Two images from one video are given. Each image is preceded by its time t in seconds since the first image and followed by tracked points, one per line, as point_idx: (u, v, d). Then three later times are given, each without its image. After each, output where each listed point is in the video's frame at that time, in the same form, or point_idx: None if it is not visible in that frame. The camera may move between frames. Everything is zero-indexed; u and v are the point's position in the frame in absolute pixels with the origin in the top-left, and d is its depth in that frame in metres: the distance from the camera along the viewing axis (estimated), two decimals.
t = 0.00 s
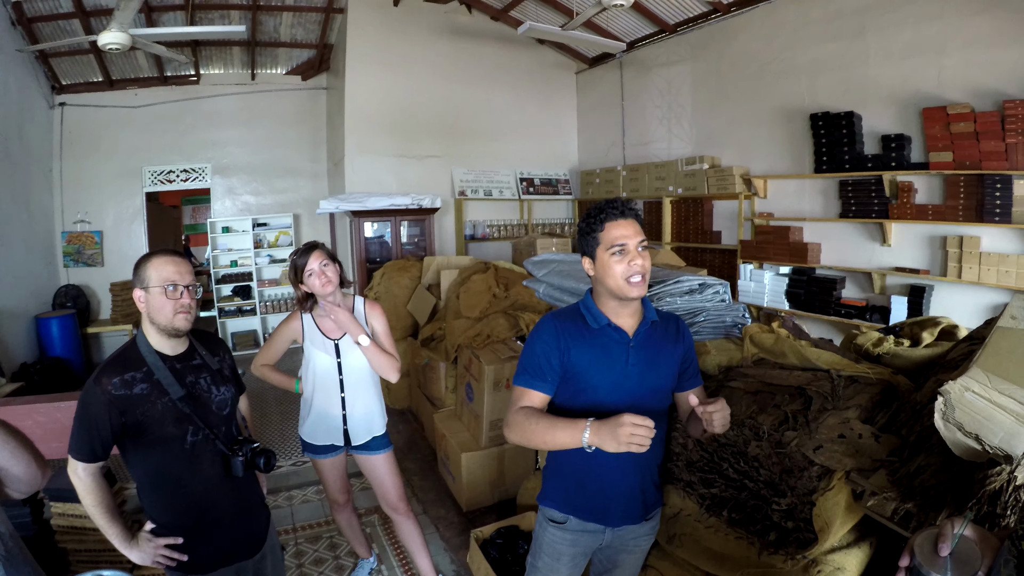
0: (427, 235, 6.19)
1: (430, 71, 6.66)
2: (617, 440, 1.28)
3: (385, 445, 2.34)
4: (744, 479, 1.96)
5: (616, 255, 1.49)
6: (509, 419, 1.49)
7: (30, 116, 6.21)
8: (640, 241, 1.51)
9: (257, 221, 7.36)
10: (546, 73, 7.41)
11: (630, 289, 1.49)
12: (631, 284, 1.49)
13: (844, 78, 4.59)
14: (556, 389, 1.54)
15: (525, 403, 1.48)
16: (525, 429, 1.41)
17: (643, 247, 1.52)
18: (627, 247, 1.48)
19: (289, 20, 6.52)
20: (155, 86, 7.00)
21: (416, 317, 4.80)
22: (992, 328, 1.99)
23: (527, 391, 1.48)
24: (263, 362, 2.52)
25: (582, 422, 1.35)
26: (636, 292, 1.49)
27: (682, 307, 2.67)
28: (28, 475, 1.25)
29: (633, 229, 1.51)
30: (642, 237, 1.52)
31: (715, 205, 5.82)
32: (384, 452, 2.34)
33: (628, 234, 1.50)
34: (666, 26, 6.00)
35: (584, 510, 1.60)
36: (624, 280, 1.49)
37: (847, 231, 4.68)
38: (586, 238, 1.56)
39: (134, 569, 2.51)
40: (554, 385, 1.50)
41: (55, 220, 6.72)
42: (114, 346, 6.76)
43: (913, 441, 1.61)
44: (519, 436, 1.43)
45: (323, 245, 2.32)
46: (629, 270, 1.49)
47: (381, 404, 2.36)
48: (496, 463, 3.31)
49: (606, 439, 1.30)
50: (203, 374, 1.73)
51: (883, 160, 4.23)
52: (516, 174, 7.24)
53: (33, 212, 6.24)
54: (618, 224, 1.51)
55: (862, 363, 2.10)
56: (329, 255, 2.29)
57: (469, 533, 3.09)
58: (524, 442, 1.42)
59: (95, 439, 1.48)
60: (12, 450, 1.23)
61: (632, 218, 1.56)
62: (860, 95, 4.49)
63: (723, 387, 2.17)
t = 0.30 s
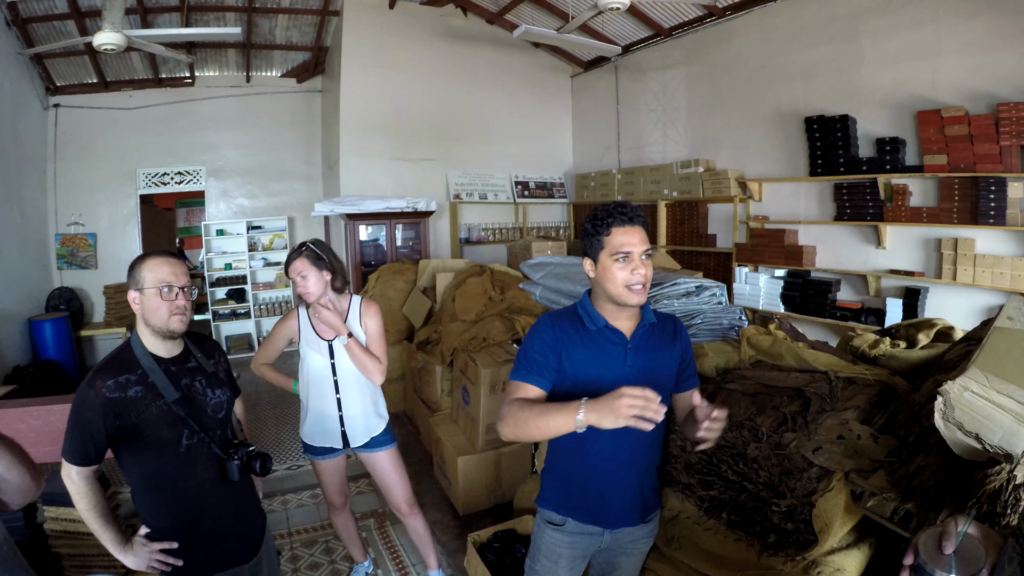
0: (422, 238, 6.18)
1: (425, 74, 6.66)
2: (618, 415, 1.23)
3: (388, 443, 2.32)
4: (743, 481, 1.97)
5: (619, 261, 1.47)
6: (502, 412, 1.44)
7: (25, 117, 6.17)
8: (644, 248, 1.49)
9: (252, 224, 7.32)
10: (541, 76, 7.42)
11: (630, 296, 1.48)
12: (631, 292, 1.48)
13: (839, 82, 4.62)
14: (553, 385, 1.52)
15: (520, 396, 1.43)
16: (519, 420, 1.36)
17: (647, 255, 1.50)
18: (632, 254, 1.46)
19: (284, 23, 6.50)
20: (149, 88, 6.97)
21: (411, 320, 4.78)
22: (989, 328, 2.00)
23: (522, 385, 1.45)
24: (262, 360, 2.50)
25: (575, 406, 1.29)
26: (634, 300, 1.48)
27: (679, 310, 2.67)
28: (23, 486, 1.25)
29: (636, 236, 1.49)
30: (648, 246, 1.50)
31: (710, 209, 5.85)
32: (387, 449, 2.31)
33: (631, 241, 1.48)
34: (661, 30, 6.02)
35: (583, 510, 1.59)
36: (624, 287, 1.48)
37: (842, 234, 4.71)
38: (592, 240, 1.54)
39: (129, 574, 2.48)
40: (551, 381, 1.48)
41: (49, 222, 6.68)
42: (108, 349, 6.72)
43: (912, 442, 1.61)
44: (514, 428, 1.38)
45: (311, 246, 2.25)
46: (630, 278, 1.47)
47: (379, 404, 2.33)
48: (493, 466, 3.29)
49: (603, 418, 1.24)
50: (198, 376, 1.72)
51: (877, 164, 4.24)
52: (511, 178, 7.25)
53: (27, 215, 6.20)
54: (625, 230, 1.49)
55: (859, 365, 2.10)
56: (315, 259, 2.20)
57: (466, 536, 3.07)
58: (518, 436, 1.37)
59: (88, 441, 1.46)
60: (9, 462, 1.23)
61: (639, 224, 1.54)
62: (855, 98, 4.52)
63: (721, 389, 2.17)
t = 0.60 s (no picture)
0: (418, 243, 6.17)
1: (421, 79, 6.67)
2: (636, 465, 1.29)
3: (397, 456, 2.31)
4: (743, 486, 1.95)
5: (620, 261, 1.47)
6: (513, 431, 1.45)
7: (20, 121, 6.14)
8: (645, 248, 1.50)
9: (247, 229, 7.29)
10: (537, 82, 7.45)
11: (630, 296, 1.48)
12: (632, 291, 1.47)
13: (833, 88, 4.66)
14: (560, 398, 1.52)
15: (531, 416, 1.44)
16: (533, 444, 1.38)
17: (648, 256, 1.50)
18: (633, 254, 1.47)
19: (280, 28, 6.51)
20: (145, 92, 6.96)
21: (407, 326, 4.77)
22: (985, 332, 1.99)
23: (531, 402, 1.45)
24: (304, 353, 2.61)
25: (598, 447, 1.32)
26: (636, 299, 1.48)
27: (677, 315, 2.65)
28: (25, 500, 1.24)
29: (637, 235, 1.50)
30: (648, 247, 1.51)
31: (705, 214, 5.86)
32: (396, 463, 2.30)
33: (631, 240, 1.48)
34: (656, 36, 6.05)
35: (584, 516, 1.58)
36: (626, 286, 1.48)
37: (837, 238, 4.74)
38: (592, 242, 1.54)
39: None
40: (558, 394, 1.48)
41: (44, 227, 6.64)
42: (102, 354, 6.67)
43: (911, 445, 1.61)
44: (526, 449, 1.39)
45: (317, 255, 2.21)
46: (632, 278, 1.47)
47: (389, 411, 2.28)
48: (490, 473, 3.27)
49: (624, 464, 1.30)
50: (196, 384, 1.70)
51: (872, 168, 4.29)
52: (506, 184, 7.25)
53: (21, 219, 6.17)
54: (625, 231, 1.50)
55: (857, 369, 2.10)
56: (313, 272, 2.17)
57: (464, 543, 3.05)
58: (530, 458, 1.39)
59: (85, 448, 1.45)
60: (14, 472, 1.22)
61: (639, 227, 1.55)
62: (850, 104, 4.56)
63: (720, 395, 2.16)
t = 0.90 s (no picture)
0: (415, 246, 6.16)
1: (418, 81, 6.66)
2: (633, 411, 1.24)
3: (422, 458, 2.38)
4: (746, 488, 1.95)
5: (613, 257, 1.46)
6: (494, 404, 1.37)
7: (16, 122, 6.12)
8: (636, 244, 1.49)
9: (244, 231, 7.27)
10: (534, 84, 7.46)
11: (628, 290, 1.45)
12: (628, 286, 1.45)
13: (831, 90, 4.67)
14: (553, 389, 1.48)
15: (517, 388, 1.38)
16: (516, 412, 1.30)
17: (641, 251, 1.49)
18: (625, 248, 1.46)
19: (278, 29, 6.49)
20: (142, 94, 6.93)
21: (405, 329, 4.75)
22: (986, 332, 1.99)
23: (521, 379, 1.40)
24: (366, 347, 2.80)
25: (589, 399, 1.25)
26: (632, 293, 1.45)
27: (678, 316, 2.64)
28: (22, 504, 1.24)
29: (628, 232, 1.49)
30: (640, 242, 1.50)
31: (703, 216, 5.87)
32: (421, 464, 2.38)
33: (622, 237, 1.48)
34: (654, 38, 6.06)
35: (587, 516, 1.57)
36: (621, 282, 1.45)
37: (835, 240, 4.75)
38: (583, 243, 1.54)
39: None
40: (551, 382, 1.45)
41: (40, 229, 6.61)
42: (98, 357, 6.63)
43: (913, 446, 1.61)
44: (510, 421, 1.31)
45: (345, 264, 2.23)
46: (627, 272, 1.45)
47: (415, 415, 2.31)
48: (489, 476, 3.26)
49: (621, 412, 1.24)
50: (193, 386, 1.69)
51: (871, 170, 4.31)
52: (504, 186, 7.25)
53: (18, 221, 6.13)
54: (615, 228, 1.50)
55: (859, 371, 2.08)
56: (339, 283, 2.22)
57: (464, 546, 3.03)
58: (514, 428, 1.30)
59: (81, 452, 1.43)
60: (10, 480, 1.22)
61: (629, 224, 1.55)
62: (847, 106, 4.57)
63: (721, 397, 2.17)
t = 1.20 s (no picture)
0: (415, 247, 6.16)
1: (417, 82, 6.65)
2: (635, 463, 1.26)
3: (432, 452, 2.45)
4: (746, 489, 1.95)
5: (614, 274, 1.45)
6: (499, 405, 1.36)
7: (15, 123, 6.12)
8: (640, 257, 1.46)
9: (243, 233, 7.27)
10: (533, 85, 7.46)
11: (629, 308, 1.45)
12: (630, 304, 1.45)
13: (830, 90, 4.68)
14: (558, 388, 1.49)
15: (524, 393, 1.37)
16: (521, 420, 1.28)
17: (644, 265, 1.46)
18: (627, 266, 1.43)
19: (277, 30, 6.49)
20: (141, 95, 6.92)
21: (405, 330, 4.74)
22: (986, 333, 1.99)
23: (528, 381, 1.39)
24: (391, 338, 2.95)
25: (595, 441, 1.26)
26: (635, 310, 1.45)
27: (678, 318, 2.64)
28: (10, 511, 1.27)
29: (632, 245, 1.45)
30: (644, 255, 1.46)
31: (703, 217, 5.87)
32: (430, 458, 2.46)
33: (625, 253, 1.44)
34: (654, 39, 6.05)
35: (584, 516, 1.57)
36: (623, 299, 1.45)
37: (834, 241, 4.75)
38: (587, 252, 1.51)
39: None
40: (555, 382, 1.44)
41: (39, 230, 6.61)
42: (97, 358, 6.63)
43: (914, 447, 1.60)
44: (514, 425, 1.29)
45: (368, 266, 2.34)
46: (629, 290, 1.44)
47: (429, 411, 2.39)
48: (489, 478, 3.26)
49: (624, 463, 1.26)
50: (193, 389, 1.68)
51: (870, 170, 4.31)
52: (503, 187, 7.25)
53: (17, 222, 6.13)
54: (618, 241, 1.45)
55: (859, 371, 2.09)
56: (361, 284, 2.33)
57: (464, 547, 3.03)
58: (517, 436, 1.29)
59: (82, 455, 1.43)
60: None
61: (635, 234, 1.50)
62: (847, 106, 4.58)
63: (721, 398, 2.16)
